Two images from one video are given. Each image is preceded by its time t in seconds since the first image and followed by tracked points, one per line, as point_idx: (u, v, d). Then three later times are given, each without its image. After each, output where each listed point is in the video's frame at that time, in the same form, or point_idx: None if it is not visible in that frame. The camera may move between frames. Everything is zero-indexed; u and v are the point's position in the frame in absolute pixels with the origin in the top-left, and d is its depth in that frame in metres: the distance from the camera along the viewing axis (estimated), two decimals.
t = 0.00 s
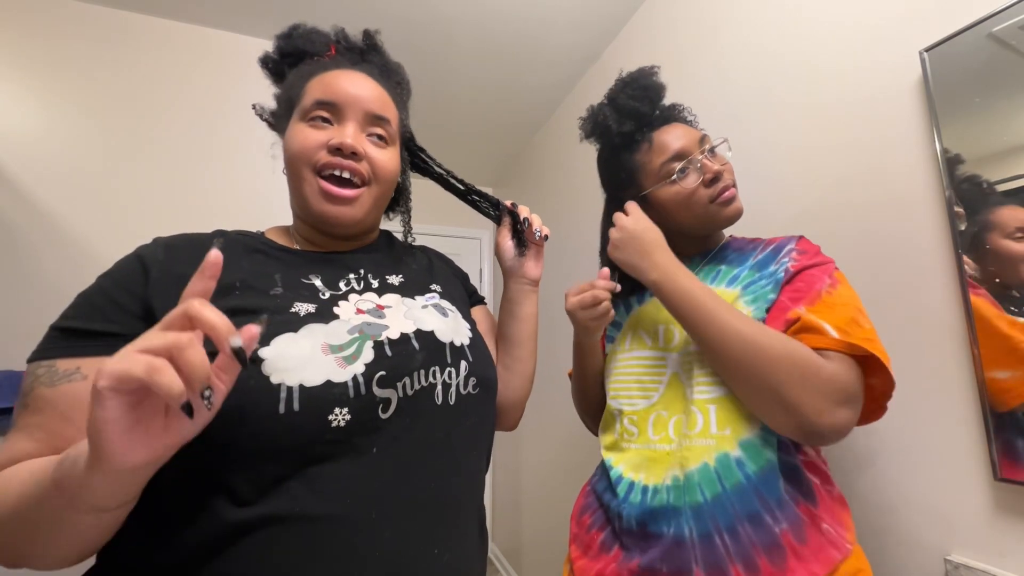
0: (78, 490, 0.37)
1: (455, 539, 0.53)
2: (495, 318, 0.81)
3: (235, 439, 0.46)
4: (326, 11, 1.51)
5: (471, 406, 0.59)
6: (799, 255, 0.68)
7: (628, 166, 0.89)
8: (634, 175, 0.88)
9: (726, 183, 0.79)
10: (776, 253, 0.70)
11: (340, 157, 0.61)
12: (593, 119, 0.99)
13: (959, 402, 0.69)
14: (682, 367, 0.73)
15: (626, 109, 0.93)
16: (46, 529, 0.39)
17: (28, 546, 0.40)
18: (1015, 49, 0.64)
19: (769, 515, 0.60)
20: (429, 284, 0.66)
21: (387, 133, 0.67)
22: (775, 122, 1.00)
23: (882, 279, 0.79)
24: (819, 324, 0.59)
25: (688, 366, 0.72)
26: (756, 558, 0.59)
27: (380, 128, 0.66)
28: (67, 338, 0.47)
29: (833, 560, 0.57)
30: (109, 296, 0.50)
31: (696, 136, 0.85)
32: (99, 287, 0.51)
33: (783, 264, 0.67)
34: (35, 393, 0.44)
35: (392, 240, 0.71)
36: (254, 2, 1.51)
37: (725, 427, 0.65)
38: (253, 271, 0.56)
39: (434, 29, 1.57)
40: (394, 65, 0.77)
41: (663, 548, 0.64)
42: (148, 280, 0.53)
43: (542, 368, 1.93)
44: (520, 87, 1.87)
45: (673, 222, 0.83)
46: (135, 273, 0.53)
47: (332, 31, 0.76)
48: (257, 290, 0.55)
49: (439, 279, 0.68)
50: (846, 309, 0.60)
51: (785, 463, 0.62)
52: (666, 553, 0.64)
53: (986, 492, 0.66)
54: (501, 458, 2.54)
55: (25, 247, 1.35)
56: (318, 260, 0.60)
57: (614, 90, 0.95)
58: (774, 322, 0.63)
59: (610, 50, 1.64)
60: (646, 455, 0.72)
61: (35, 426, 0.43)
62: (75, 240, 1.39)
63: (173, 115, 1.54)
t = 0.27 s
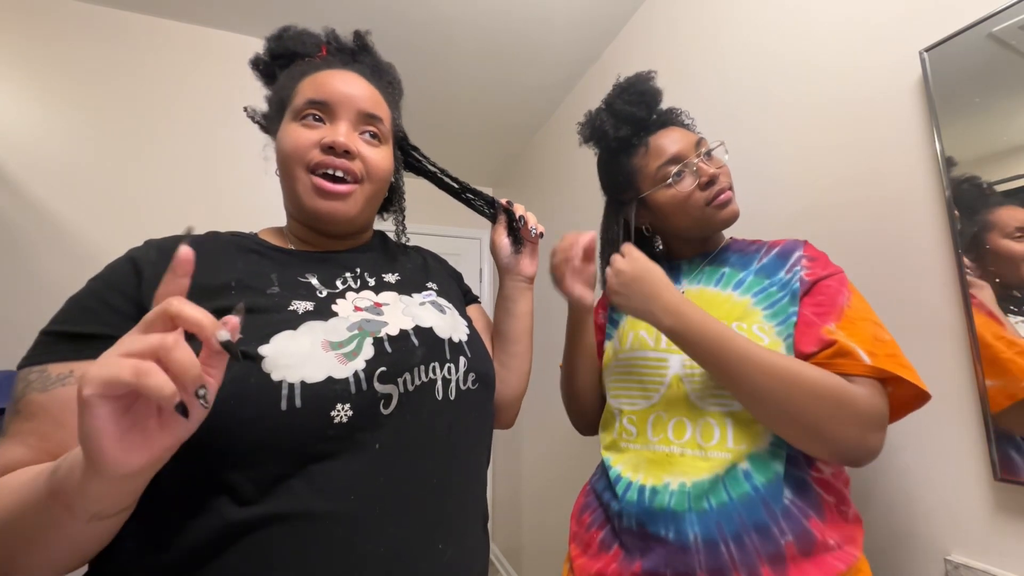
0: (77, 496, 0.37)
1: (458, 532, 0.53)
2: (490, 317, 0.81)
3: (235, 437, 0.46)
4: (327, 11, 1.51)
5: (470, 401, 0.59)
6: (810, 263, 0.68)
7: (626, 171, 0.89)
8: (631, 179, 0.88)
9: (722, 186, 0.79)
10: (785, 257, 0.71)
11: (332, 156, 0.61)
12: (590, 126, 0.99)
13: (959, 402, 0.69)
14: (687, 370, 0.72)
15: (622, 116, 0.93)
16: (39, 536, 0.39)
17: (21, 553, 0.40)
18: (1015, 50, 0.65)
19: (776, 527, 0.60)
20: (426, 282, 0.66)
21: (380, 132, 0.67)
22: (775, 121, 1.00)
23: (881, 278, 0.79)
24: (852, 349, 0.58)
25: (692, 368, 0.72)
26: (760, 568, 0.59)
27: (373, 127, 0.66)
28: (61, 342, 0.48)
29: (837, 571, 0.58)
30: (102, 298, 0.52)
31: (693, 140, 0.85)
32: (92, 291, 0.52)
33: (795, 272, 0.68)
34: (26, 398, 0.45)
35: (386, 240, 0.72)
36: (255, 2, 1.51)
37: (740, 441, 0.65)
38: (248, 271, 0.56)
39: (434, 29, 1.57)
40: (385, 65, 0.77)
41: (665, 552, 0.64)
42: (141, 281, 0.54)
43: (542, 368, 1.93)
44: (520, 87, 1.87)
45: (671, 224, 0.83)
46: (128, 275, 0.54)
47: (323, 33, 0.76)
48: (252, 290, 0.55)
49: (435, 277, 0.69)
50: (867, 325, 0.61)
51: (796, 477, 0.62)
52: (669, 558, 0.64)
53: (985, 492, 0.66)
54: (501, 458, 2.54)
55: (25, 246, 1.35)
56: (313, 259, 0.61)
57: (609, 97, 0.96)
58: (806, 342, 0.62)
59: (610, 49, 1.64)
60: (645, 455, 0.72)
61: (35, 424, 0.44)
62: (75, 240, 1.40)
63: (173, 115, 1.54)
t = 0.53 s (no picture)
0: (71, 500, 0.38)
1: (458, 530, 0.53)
2: (488, 317, 0.80)
3: (235, 436, 0.46)
4: (328, 11, 1.50)
5: (469, 398, 0.58)
6: (812, 268, 0.68)
7: (623, 172, 0.90)
8: (629, 181, 0.88)
9: (719, 187, 0.78)
10: (786, 262, 0.70)
11: (316, 155, 0.61)
12: (590, 127, 0.99)
13: (959, 402, 0.69)
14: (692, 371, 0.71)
15: (621, 117, 0.93)
16: (29, 537, 0.39)
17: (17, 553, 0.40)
18: (1015, 50, 0.64)
19: (780, 526, 0.60)
20: (422, 280, 0.66)
21: (368, 127, 0.66)
22: (775, 121, 1.00)
23: (882, 278, 0.79)
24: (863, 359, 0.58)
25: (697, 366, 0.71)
26: (766, 567, 0.59)
27: (360, 123, 0.66)
28: (54, 344, 0.48)
29: (838, 568, 0.58)
30: (94, 300, 0.51)
31: (691, 140, 0.84)
32: (86, 292, 0.52)
33: (799, 277, 0.67)
34: (17, 402, 0.44)
35: (382, 237, 0.72)
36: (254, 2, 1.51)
37: (745, 441, 0.65)
38: (244, 272, 0.56)
39: (433, 29, 1.57)
40: (374, 59, 0.77)
41: (670, 551, 0.64)
42: (133, 283, 0.54)
43: (542, 368, 1.93)
44: (520, 87, 1.87)
45: (670, 224, 0.83)
46: (121, 278, 0.54)
47: (310, 30, 0.76)
48: (247, 289, 0.55)
49: (432, 275, 0.69)
50: (872, 334, 0.61)
51: (796, 477, 0.63)
52: (674, 558, 0.63)
53: (985, 492, 0.66)
54: (501, 458, 2.53)
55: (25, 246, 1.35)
56: (308, 259, 0.60)
57: (610, 98, 0.96)
58: (818, 349, 0.61)
59: (610, 50, 1.64)
60: (648, 454, 0.72)
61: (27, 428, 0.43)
62: (75, 239, 1.39)
63: (172, 115, 1.54)
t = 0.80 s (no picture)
0: (86, 547, 0.36)
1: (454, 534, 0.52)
2: (489, 312, 0.80)
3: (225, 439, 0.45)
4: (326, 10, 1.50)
5: (464, 399, 0.57)
6: (810, 264, 0.67)
7: (625, 168, 0.89)
8: (630, 177, 0.87)
9: (721, 185, 0.78)
10: (785, 258, 0.70)
11: (306, 157, 0.61)
12: (592, 123, 0.97)
13: (959, 402, 0.68)
14: (692, 370, 0.70)
15: (625, 112, 0.91)
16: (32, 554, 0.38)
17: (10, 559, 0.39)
18: (1015, 50, 0.64)
19: (785, 526, 0.59)
20: (419, 279, 0.65)
21: (358, 125, 0.66)
22: (775, 121, 0.99)
23: (882, 277, 0.78)
24: (859, 349, 0.58)
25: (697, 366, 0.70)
26: (771, 568, 0.59)
27: (349, 121, 0.65)
28: (51, 347, 0.48)
29: (842, 569, 0.57)
30: (87, 304, 0.51)
31: (693, 137, 0.84)
32: (81, 296, 0.51)
33: (796, 273, 0.67)
34: (18, 405, 0.44)
35: (379, 236, 0.71)
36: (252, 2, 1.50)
37: (745, 439, 0.65)
38: (238, 273, 0.57)
39: (432, 30, 1.57)
40: (364, 49, 0.76)
41: (675, 553, 0.64)
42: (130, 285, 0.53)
43: (542, 367, 1.93)
44: (520, 87, 1.86)
45: (671, 222, 0.82)
46: (116, 280, 0.53)
47: (297, 22, 0.75)
48: (239, 291, 0.55)
49: (430, 274, 0.67)
50: (868, 326, 0.60)
51: (802, 477, 0.62)
52: (679, 558, 0.63)
53: (985, 492, 0.65)
54: (501, 457, 2.53)
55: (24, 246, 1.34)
56: (302, 260, 0.60)
57: (613, 93, 0.94)
58: (812, 343, 0.61)
59: (610, 50, 1.64)
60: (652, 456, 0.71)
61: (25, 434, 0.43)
62: (75, 240, 1.39)
63: (170, 115, 1.53)
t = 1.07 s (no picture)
0: (55, 560, 0.36)
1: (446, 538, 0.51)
2: (489, 310, 0.79)
3: (216, 440, 0.45)
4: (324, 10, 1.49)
5: (457, 402, 0.56)
6: (802, 257, 0.66)
7: (625, 172, 0.88)
8: (631, 181, 0.87)
9: (721, 186, 0.77)
10: (779, 253, 0.69)
11: (301, 157, 0.60)
12: (592, 129, 0.97)
13: (960, 403, 0.68)
14: (681, 364, 0.72)
15: (623, 116, 0.91)
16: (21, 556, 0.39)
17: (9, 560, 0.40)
18: (1015, 50, 0.63)
19: (767, 514, 0.58)
20: (415, 279, 0.64)
21: (355, 125, 0.65)
22: (775, 121, 0.99)
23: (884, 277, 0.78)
24: (827, 332, 0.57)
25: (686, 363, 0.71)
26: (755, 558, 0.58)
27: (346, 121, 0.64)
28: (46, 350, 0.47)
29: (833, 560, 0.56)
30: (82, 306, 0.50)
31: (693, 139, 0.83)
32: (77, 299, 0.51)
33: (784, 267, 0.66)
34: (16, 407, 0.44)
35: (377, 235, 0.71)
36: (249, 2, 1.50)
37: (725, 425, 0.64)
38: (231, 274, 0.56)
39: (431, 30, 1.56)
40: (363, 47, 0.75)
41: (658, 542, 0.63)
42: (122, 287, 0.52)
43: (542, 368, 1.92)
44: (519, 87, 1.86)
45: (672, 224, 0.81)
46: (110, 281, 0.53)
47: (296, 19, 0.74)
48: (230, 293, 0.54)
49: (426, 273, 0.67)
50: (853, 314, 0.59)
51: (788, 465, 0.60)
52: (663, 548, 0.63)
53: (985, 492, 0.65)
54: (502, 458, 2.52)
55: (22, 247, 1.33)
56: (296, 260, 0.60)
57: (611, 98, 0.94)
58: (780, 328, 0.62)
59: (610, 50, 1.63)
60: (645, 451, 0.71)
61: (24, 434, 0.44)
62: (73, 240, 1.38)
63: (168, 116, 1.53)
